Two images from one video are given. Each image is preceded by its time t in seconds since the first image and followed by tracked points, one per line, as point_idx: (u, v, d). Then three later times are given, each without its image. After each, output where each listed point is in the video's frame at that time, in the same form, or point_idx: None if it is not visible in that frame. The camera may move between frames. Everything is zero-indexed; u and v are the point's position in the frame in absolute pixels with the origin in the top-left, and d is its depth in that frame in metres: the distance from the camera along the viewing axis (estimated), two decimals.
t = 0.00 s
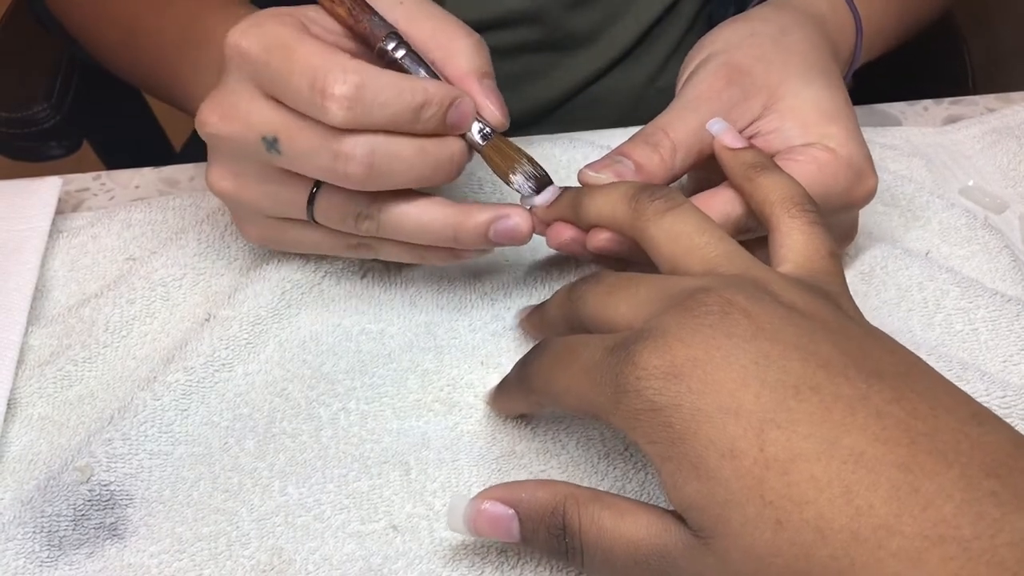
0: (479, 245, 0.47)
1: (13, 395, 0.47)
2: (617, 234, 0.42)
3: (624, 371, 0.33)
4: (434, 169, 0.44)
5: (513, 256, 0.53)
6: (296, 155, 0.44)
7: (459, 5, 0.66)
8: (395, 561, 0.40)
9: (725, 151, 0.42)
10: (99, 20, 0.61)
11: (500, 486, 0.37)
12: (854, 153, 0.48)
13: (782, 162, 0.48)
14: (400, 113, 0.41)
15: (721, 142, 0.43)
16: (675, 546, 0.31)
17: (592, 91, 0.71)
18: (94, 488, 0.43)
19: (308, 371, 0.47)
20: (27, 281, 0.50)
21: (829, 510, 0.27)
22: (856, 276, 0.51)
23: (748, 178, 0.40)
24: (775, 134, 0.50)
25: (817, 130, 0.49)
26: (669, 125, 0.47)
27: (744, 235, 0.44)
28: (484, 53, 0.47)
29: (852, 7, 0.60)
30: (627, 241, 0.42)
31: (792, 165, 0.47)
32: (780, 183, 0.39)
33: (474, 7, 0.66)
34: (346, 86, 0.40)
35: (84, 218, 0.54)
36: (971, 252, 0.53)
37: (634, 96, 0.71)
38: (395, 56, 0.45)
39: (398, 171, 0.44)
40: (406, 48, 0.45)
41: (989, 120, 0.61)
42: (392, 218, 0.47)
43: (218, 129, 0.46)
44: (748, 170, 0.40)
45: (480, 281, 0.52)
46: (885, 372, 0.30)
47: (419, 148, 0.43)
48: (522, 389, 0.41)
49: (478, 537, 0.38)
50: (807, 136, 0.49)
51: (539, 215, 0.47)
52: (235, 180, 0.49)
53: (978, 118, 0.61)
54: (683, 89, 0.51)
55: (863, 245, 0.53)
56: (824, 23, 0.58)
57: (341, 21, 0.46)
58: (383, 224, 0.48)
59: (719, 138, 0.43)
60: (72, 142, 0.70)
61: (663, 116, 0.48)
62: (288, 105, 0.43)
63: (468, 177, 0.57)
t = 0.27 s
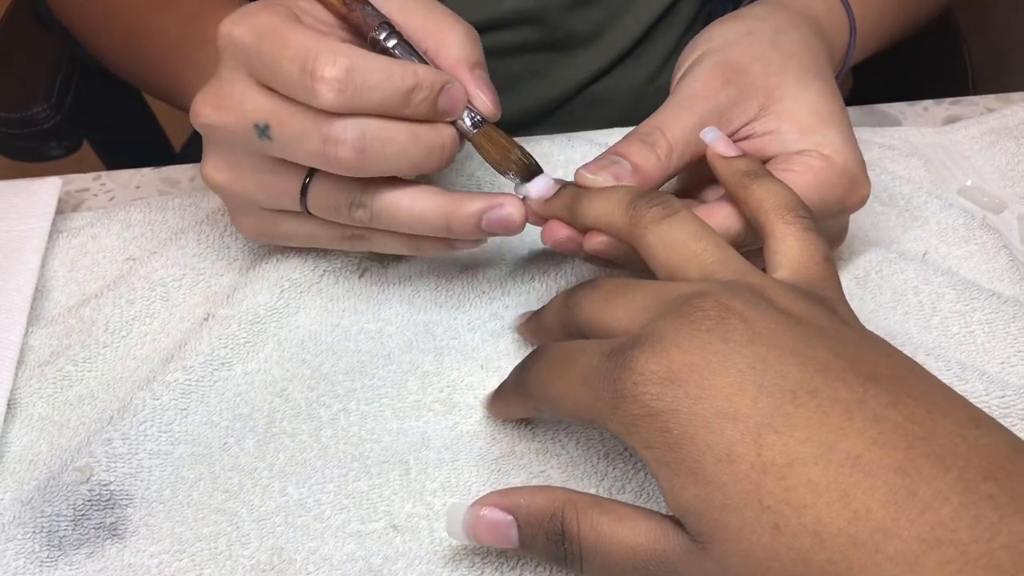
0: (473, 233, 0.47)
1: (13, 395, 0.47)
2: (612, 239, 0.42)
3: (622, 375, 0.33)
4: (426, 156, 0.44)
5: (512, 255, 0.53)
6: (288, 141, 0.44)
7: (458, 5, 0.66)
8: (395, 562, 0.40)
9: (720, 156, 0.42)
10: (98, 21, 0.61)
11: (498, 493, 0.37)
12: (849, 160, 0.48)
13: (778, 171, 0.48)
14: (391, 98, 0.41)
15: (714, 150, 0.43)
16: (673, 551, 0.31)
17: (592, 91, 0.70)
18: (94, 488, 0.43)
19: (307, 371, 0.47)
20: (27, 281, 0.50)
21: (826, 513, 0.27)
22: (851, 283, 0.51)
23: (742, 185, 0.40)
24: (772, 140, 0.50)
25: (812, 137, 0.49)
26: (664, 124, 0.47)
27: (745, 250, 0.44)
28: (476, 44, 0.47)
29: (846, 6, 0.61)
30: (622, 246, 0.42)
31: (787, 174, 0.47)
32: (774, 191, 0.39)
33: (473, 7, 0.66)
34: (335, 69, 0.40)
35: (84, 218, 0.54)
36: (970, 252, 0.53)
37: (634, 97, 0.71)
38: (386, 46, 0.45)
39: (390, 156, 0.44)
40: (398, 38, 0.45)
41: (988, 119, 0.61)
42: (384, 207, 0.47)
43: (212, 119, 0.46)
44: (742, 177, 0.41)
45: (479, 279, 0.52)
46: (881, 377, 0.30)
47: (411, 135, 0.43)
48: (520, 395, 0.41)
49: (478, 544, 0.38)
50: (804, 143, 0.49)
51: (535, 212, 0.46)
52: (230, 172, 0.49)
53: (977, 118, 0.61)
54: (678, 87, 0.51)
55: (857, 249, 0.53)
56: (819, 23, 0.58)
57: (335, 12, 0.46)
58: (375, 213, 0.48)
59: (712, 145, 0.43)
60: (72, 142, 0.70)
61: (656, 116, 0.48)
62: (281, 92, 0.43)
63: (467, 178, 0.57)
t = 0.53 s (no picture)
0: (467, 223, 0.47)
1: (13, 395, 0.47)
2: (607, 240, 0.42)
3: (620, 378, 0.33)
4: (416, 142, 0.44)
5: (512, 254, 0.53)
6: (278, 128, 0.44)
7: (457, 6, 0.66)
8: (395, 562, 0.40)
9: (718, 158, 0.43)
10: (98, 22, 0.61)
11: (497, 496, 0.37)
12: (844, 166, 0.48)
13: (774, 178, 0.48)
14: (380, 80, 0.41)
15: (711, 154, 0.43)
16: (673, 553, 0.31)
17: (592, 91, 0.70)
18: (94, 488, 0.43)
19: (307, 371, 0.47)
20: (27, 281, 0.50)
21: (825, 515, 0.27)
22: (850, 283, 0.51)
23: (740, 189, 0.40)
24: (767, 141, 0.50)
25: (808, 141, 0.49)
26: (660, 119, 0.47)
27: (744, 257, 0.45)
28: (466, 30, 0.47)
29: (843, 6, 0.61)
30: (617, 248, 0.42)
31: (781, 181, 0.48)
32: (771, 194, 0.39)
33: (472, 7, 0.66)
34: (323, 51, 0.41)
35: (84, 218, 0.54)
36: (969, 253, 0.53)
37: (633, 97, 0.71)
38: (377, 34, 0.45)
39: (379, 142, 0.43)
40: (388, 26, 0.45)
41: (987, 120, 0.61)
42: (378, 196, 0.47)
43: (206, 111, 0.46)
44: (739, 181, 0.41)
45: (478, 279, 0.52)
46: (879, 378, 0.30)
47: (400, 119, 0.43)
48: (518, 397, 0.41)
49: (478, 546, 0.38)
50: (800, 147, 0.49)
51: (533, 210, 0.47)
52: (225, 165, 0.50)
53: (976, 119, 0.61)
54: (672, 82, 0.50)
55: (855, 250, 0.53)
56: (816, 23, 0.58)
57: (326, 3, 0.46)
58: (370, 203, 0.48)
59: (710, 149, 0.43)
60: (72, 142, 0.70)
61: (653, 110, 0.47)
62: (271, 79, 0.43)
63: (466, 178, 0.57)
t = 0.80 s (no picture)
0: (471, 235, 0.47)
1: (15, 397, 0.47)
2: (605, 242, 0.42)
3: (622, 380, 0.33)
4: (424, 153, 0.44)
5: (514, 256, 0.53)
6: (284, 131, 0.44)
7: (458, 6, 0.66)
8: (397, 563, 0.40)
9: (719, 159, 0.43)
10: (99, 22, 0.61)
11: (499, 498, 0.38)
12: (845, 167, 0.48)
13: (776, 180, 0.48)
14: (392, 89, 0.41)
15: (712, 153, 0.43)
16: (674, 556, 0.31)
17: (593, 91, 0.70)
18: (96, 489, 0.44)
19: (309, 372, 0.48)
20: (29, 282, 0.50)
21: (827, 518, 0.27)
22: (851, 284, 0.51)
23: (742, 189, 0.40)
24: (769, 143, 0.50)
25: (809, 143, 0.49)
26: (658, 121, 0.46)
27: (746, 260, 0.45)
28: (483, 49, 0.47)
29: (843, 7, 0.61)
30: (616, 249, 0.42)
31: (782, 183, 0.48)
32: (772, 195, 0.39)
33: (473, 7, 0.66)
34: (334, 57, 0.41)
35: (85, 219, 0.54)
36: (970, 254, 0.54)
37: (634, 97, 0.71)
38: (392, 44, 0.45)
39: (386, 152, 0.43)
40: (405, 38, 0.45)
41: (988, 121, 0.61)
42: (382, 206, 0.47)
43: (213, 108, 0.46)
44: (740, 181, 0.41)
45: (479, 280, 0.52)
46: (881, 380, 0.30)
47: (410, 130, 0.43)
48: (520, 398, 0.41)
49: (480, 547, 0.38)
50: (801, 149, 0.49)
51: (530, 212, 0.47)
52: (230, 162, 0.49)
53: (977, 119, 0.61)
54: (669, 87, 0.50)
55: (856, 251, 0.53)
56: (816, 23, 0.58)
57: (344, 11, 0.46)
58: (374, 212, 0.48)
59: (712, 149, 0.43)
60: (73, 142, 0.70)
61: (650, 112, 0.47)
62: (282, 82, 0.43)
63: (468, 179, 0.57)
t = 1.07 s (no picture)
0: (465, 233, 0.47)
1: (12, 396, 0.47)
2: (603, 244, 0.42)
3: (619, 380, 0.33)
4: (416, 153, 0.44)
5: (512, 255, 0.53)
6: (276, 132, 0.44)
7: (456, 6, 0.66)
8: (395, 563, 0.40)
9: (717, 159, 0.42)
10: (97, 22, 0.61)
11: (497, 499, 0.38)
12: (843, 167, 0.48)
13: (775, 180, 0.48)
14: (384, 91, 0.41)
15: (709, 152, 0.43)
16: (672, 556, 0.31)
17: (591, 92, 0.70)
18: (94, 489, 0.43)
19: (307, 372, 0.47)
20: (27, 282, 0.50)
21: (824, 518, 0.27)
22: (850, 283, 0.51)
23: (739, 189, 0.40)
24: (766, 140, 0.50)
25: (807, 142, 0.49)
26: (654, 121, 0.46)
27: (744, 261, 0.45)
28: (475, 52, 0.48)
29: (840, 8, 0.61)
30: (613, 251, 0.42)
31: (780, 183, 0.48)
32: (770, 194, 0.39)
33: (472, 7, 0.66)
34: (329, 60, 0.41)
35: (83, 219, 0.54)
36: (969, 253, 0.53)
37: (632, 97, 0.71)
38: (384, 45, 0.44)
39: (380, 151, 0.43)
40: (397, 39, 0.45)
41: (987, 120, 0.61)
42: (378, 204, 0.47)
43: (207, 109, 0.46)
44: (738, 180, 0.41)
45: (477, 280, 0.52)
46: (879, 380, 0.30)
47: (402, 129, 0.43)
48: (518, 398, 0.41)
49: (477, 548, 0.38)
50: (799, 149, 0.49)
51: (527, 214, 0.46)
52: (223, 166, 0.49)
53: (976, 118, 0.61)
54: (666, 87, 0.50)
55: (855, 250, 0.53)
56: (814, 23, 0.58)
57: (336, 9, 0.45)
58: (369, 211, 0.48)
59: (708, 148, 0.43)
60: (72, 142, 0.70)
61: (645, 114, 0.47)
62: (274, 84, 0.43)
63: (465, 179, 0.57)
